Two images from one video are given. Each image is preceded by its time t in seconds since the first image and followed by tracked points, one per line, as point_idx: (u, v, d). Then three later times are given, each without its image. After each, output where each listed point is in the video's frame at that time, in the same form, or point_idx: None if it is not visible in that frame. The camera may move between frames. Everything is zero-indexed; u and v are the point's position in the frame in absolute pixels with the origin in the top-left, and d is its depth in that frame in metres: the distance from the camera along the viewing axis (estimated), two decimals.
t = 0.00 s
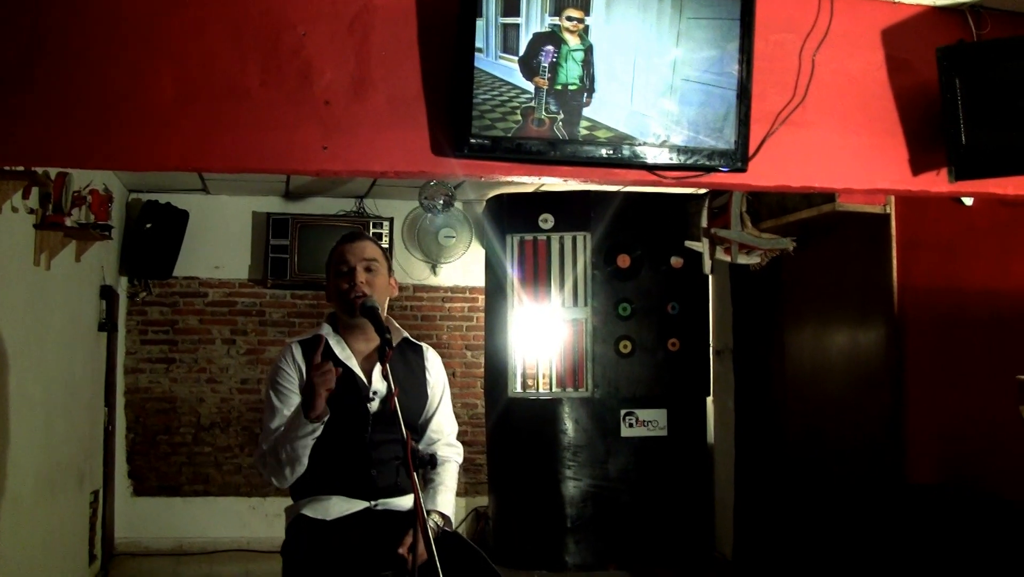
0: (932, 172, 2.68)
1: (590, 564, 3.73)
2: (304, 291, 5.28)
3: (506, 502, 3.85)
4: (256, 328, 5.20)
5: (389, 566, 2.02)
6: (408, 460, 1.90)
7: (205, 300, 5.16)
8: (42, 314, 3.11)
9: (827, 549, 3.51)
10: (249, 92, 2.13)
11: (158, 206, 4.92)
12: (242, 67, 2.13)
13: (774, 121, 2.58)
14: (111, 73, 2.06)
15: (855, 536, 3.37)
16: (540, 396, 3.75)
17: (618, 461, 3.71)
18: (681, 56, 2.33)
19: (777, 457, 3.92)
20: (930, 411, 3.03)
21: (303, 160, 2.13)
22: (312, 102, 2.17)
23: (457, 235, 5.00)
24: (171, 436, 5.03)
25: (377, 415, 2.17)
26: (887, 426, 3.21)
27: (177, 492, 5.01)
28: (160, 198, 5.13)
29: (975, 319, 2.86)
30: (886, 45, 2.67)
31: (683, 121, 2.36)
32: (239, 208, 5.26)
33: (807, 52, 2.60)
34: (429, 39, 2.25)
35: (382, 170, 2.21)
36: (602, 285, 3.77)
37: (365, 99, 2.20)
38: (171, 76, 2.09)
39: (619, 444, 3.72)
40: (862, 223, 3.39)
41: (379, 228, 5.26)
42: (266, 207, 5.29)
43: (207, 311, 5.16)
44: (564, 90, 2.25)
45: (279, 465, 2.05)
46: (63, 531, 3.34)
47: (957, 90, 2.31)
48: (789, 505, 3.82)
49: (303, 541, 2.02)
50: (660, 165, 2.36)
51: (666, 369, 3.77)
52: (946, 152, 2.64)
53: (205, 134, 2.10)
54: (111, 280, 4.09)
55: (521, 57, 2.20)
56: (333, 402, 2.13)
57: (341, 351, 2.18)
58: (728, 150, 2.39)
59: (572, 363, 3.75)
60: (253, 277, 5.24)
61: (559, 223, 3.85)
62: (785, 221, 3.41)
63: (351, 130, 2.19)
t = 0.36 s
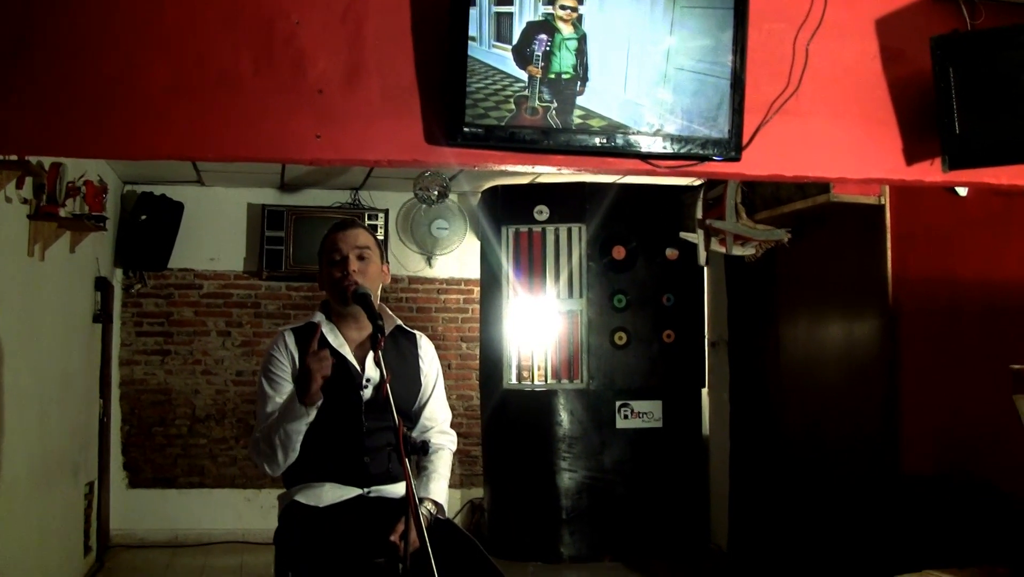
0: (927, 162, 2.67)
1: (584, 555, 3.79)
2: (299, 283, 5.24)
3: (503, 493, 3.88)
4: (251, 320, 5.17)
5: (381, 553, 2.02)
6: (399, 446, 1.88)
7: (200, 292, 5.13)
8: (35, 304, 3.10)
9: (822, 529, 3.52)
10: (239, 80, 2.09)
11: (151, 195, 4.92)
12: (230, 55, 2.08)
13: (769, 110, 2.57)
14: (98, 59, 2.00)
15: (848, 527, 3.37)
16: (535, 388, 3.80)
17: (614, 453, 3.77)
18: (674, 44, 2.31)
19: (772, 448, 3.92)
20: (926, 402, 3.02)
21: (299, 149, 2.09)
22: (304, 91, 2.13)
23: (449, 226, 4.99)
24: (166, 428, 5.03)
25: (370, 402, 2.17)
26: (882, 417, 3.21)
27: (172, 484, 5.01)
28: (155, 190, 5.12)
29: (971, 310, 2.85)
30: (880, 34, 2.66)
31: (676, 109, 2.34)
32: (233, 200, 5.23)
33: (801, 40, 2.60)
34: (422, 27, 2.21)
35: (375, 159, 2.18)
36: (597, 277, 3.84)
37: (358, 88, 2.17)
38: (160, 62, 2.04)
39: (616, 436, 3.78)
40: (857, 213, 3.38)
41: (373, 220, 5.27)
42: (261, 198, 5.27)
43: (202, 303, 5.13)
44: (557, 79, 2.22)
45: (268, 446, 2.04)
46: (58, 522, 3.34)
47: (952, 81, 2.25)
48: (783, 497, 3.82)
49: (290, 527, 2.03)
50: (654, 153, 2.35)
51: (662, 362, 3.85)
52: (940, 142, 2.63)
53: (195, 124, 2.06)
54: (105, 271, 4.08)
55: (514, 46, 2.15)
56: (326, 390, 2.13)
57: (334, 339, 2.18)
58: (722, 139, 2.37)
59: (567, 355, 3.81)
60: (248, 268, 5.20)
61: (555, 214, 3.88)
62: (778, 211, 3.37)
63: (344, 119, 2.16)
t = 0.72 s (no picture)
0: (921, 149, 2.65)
1: (580, 544, 3.82)
2: (295, 272, 5.18)
3: (499, 483, 3.88)
4: (246, 309, 5.11)
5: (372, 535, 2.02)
6: (392, 426, 1.89)
7: (195, 281, 5.07)
8: (29, 293, 3.09)
9: (818, 518, 3.52)
10: (232, 67, 2.04)
11: (145, 185, 4.87)
12: (226, 41, 2.04)
13: (763, 96, 2.55)
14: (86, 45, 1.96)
15: (844, 515, 3.37)
16: (531, 376, 3.80)
17: (609, 442, 3.79)
18: (668, 30, 2.28)
19: (768, 436, 3.91)
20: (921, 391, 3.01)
21: (290, 135, 2.04)
22: (298, 77, 2.09)
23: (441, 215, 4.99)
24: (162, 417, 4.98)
25: (362, 386, 2.14)
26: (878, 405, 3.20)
27: (167, 474, 4.96)
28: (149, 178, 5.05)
29: (966, 298, 2.84)
30: (874, 21, 2.65)
31: (670, 95, 2.30)
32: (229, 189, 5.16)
33: (795, 28, 2.58)
34: (416, 12, 2.16)
35: (368, 145, 2.13)
36: (593, 266, 3.85)
37: (353, 73, 2.12)
38: (151, 48, 2.00)
39: (612, 425, 3.80)
40: (852, 202, 3.38)
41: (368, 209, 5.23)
42: (255, 187, 5.19)
43: (197, 292, 5.08)
44: (551, 65, 2.19)
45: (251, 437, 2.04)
46: (53, 509, 3.34)
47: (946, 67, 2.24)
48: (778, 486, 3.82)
49: (282, 514, 2.06)
50: (648, 140, 2.29)
51: (659, 351, 3.87)
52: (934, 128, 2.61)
53: (184, 109, 2.01)
54: (100, 261, 4.07)
55: (508, 31, 2.14)
56: (318, 373, 2.14)
57: (326, 323, 2.18)
58: (716, 125, 2.33)
59: (563, 344, 3.82)
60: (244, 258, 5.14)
61: (550, 204, 3.89)
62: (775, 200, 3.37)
63: (338, 105, 2.11)
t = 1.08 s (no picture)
0: (914, 132, 2.63)
1: (573, 530, 3.84)
2: (288, 259, 5.12)
3: (492, 469, 3.89)
4: (241, 296, 5.05)
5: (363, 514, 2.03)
6: (382, 404, 1.90)
7: (189, 268, 5.00)
8: (21, 277, 3.09)
9: (811, 503, 3.52)
10: (222, 47, 2.01)
11: (141, 172, 4.82)
12: (217, 23, 2.02)
13: (756, 78, 2.53)
14: (71, 24, 1.94)
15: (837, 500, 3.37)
16: (525, 362, 3.81)
17: (603, 428, 3.81)
18: (661, 12, 2.24)
19: (761, 422, 3.91)
20: (915, 376, 3.01)
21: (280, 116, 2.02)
22: (289, 58, 2.06)
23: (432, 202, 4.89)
24: (156, 404, 4.93)
25: (354, 362, 2.17)
26: (871, 390, 3.19)
27: (162, 460, 4.92)
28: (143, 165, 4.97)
29: (960, 283, 2.84)
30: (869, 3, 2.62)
31: (662, 77, 2.25)
32: (223, 177, 5.07)
33: (788, 11, 2.55)
34: None
35: (359, 126, 2.10)
36: (587, 251, 3.85)
37: (344, 55, 2.09)
38: (140, 28, 1.97)
39: (605, 411, 3.81)
40: (847, 188, 3.36)
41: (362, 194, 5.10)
42: (249, 172, 5.11)
43: (191, 279, 5.01)
44: (544, 46, 2.14)
45: (244, 435, 2.02)
46: (47, 495, 3.34)
47: (939, 49, 2.19)
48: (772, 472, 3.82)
49: (270, 498, 2.08)
50: (641, 122, 2.25)
51: (653, 338, 3.87)
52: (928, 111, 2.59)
53: (172, 90, 1.99)
54: (93, 247, 4.06)
55: (500, 12, 2.09)
56: (309, 350, 2.14)
57: (319, 300, 2.18)
58: (709, 107, 2.28)
59: (557, 330, 3.83)
60: (237, 245, 5.07)
61: (544, 189, 3.89)
62: (769, 184, 3.36)
63: (328, 85, 2.08)
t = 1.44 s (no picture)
0: (909, 113, 2.61)
1: (570, 515, 3.85)
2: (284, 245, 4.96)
3: (489, 455, 3.89)
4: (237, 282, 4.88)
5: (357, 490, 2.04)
6: (375, 379, 1.91)
7: (185, 254, 4.84)
8: (16, 262, 3.08)
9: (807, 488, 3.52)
10: (215, 26, 2.00)
11: (135, 157, 4.61)
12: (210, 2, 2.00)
13: (750, 59, 2.51)
14: (62, 4, 1.93)
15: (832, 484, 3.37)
16: (521, 347, 3.83)
17: (600, 413, 3.83)
18: None
19: (755, 407, 3.90)
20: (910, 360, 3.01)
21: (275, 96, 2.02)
22: (283, 38, 2.05)
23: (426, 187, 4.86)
24: (152, 390, 4.75)
25: (350, 341, 2.17)
26: (867, 374, 3.19)
27: (158, 446, 4.76)
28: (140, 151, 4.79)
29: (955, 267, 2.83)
30: None
31: (657, 57, 2.25)
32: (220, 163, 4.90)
33: None
34: None
35: (355, 106, 2.09)
36: (583, 237, 3.88)
37: (338, 34, 2.08)
38: (134, 8, 1.96)
39: (602, 396, 3.83)
40: (842, 172, 3.34)
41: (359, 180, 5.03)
42: (245, 159, 4.94)
43: (187, 264, 4.84)
44: (538, 26, 2.13)
45: (249, 423, 2.01)
46: (43, 480, 3.34)
47: (934, 29, 2.19)
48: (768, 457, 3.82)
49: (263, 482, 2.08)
50: (636, 102, 2.26)
51: (649, 321, 3.90)
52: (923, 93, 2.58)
53: (164, 71, 1.98)
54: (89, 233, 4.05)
55: None
56: (306, 329, 2.14)
57: (314, 278, 2.19)
58: (703, 87, 2.28)
59: (553, 316, 3.85)
60: (233, 230, 4.88)
61: (540, 174, 3.89)
62: (765, 168, 3.35)
63: (322, 65, 2.07)
